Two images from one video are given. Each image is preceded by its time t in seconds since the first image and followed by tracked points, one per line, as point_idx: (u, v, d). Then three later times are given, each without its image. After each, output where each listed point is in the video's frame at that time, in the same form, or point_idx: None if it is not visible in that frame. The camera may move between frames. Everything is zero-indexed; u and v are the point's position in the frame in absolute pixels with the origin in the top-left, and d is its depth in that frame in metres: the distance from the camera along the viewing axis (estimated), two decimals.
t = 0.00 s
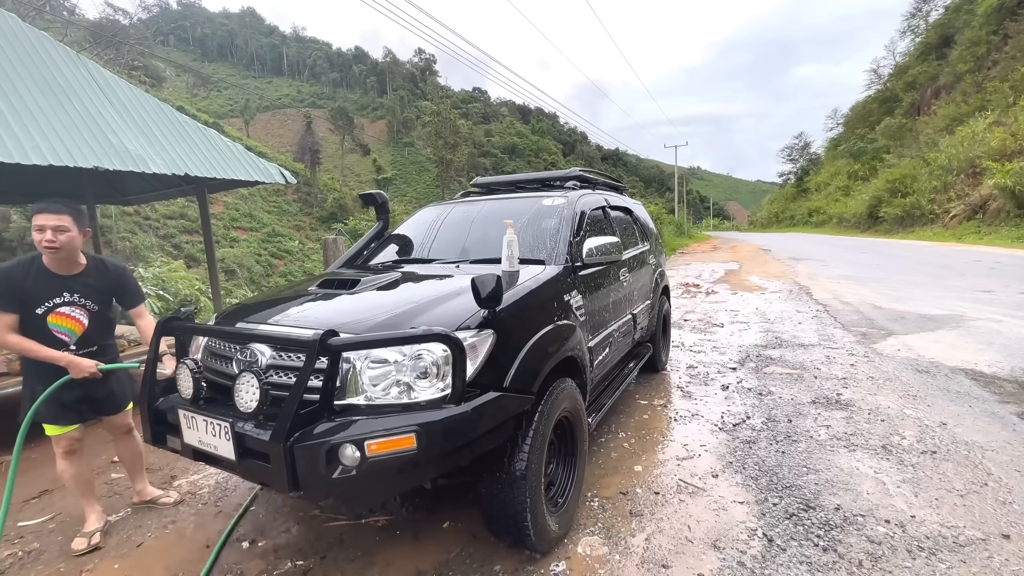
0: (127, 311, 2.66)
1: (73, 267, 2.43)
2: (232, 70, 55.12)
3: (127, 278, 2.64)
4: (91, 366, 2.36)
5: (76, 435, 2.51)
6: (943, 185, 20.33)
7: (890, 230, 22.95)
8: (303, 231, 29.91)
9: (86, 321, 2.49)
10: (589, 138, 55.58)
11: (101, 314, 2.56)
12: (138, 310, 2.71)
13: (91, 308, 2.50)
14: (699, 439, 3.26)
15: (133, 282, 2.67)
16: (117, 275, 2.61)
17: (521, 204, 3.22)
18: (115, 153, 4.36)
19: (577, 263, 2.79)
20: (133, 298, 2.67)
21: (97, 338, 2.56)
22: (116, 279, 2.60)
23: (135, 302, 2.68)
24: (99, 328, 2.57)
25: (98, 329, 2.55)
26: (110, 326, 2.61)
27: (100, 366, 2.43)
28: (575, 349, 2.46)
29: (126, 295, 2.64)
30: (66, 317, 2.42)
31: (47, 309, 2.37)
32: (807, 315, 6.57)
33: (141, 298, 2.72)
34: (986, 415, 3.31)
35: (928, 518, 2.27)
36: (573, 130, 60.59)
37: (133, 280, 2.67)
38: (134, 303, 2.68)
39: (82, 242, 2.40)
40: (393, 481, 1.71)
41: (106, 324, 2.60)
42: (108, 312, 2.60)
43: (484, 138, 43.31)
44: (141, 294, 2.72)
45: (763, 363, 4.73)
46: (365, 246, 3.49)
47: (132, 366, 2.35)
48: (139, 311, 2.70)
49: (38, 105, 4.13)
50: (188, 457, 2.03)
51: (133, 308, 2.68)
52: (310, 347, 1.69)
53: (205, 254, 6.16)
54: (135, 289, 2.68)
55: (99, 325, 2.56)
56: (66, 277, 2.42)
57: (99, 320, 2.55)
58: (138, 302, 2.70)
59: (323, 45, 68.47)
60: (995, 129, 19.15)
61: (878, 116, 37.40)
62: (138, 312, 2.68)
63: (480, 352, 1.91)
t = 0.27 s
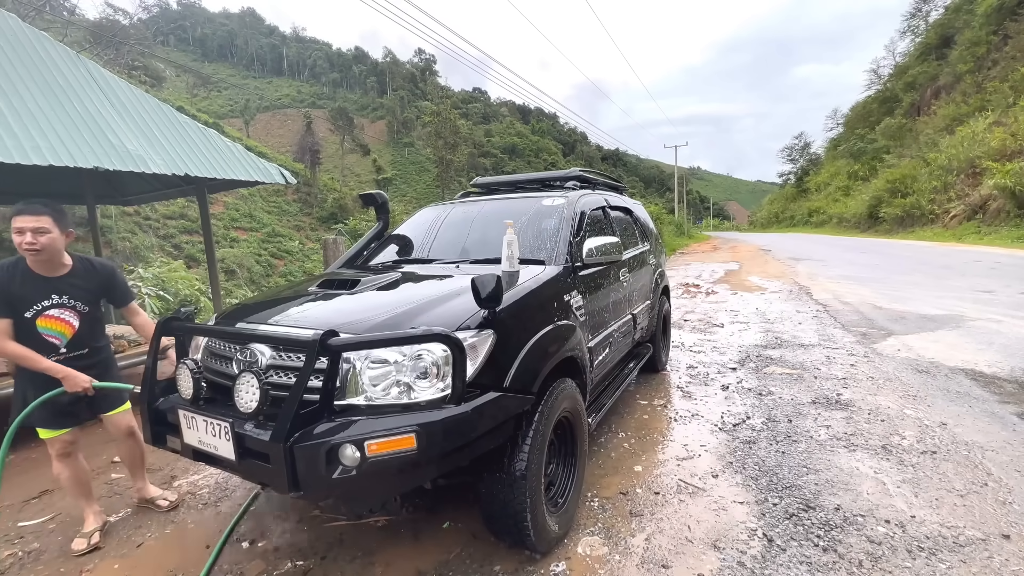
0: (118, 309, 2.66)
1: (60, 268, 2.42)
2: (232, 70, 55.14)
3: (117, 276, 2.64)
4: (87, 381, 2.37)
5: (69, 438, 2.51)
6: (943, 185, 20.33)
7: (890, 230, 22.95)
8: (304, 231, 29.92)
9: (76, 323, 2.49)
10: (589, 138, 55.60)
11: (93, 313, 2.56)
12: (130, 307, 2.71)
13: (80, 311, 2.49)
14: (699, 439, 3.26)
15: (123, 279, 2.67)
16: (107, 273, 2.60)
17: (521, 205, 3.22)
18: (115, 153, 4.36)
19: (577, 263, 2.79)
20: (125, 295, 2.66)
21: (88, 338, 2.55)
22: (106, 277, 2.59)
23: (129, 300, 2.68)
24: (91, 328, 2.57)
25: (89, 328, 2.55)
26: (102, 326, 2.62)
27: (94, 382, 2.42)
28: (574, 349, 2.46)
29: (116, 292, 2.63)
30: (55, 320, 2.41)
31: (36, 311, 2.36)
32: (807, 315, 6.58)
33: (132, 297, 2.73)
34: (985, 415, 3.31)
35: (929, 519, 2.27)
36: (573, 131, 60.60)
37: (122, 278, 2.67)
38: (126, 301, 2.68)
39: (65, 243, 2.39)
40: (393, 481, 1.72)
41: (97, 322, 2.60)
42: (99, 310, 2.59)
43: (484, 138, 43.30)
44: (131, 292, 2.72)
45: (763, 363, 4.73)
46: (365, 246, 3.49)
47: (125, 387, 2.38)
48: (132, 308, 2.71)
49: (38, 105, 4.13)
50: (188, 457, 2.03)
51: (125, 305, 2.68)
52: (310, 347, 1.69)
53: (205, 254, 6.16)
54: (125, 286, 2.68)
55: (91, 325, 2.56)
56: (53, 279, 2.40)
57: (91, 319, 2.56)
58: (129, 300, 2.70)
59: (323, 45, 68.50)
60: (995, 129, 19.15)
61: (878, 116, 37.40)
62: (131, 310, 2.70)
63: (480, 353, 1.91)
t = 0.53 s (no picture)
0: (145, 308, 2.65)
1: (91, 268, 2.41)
2: (232, 70, 55.17)
3: (142, 274, 2.63)
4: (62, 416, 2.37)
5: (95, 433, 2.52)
6: (943, 185, 20.34)
7: (890, 230, 22.95)
8: (303, 231, 29.93)
9: (108, 323, 2.47)
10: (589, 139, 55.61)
11: (126, 311, 2.55)
12: (154, 306, 2.70)
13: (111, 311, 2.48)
14: (699, 439, 3.26)
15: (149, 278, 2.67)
16: (133, 272, 2.60)
17: (521, 205, 3.22)
18: (115, 153, 4.36)
19: (577, 263, 2.79)
20: (149, 293, 2.66)
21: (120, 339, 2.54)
22: (133, 277, 2.58)
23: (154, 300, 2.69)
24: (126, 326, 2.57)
25: (124, 327, 2.55)
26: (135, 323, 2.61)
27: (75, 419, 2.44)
28: (574, 349, 2.46)
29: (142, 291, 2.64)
30: (88, 321, 2.41)
31: (69, 313, 2.36)
32: (807, 316, 6.58)
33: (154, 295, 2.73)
34: (985, 415, 3.31)
35: (929, 519, 2.27)
36: (573, 131, 60.62)
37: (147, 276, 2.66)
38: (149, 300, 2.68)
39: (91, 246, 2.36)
40: (393, 481, 1.71)
41: (131, 321, 2.58)
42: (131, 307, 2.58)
43: (484, 138, 43.27)
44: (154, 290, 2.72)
45: (763, 363, 4.73)
46: (365, 246, 3.50)
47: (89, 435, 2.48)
48: (156, 306, 2.71)
49: (38, 105, 4.13)
50: (188, 457, 2.03)
51: (149, 304, 2.68)
52: (310, 347, 1.69)
53: (206, 254, 6.16)
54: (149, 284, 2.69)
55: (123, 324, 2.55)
56: (82, 281, 2.39)
57: (125, 318, 2.55)
58: (153, 298, 2.70)
59: (323, 45, 68.54)
60: (995, 129, 19.15)
61: (878, 116, 37.40)
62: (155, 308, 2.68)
63: (480, 353, 1.91)
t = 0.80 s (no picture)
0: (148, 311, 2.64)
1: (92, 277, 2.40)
2: (232, 70, 55.16)
3: (142, 275, 2.62)
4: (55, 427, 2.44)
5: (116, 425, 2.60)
6: (943, 185, 20.33)
7: (890, 230, 22.95)
8: (303, 231, 29.92)
9: (115, 328, 2.49)
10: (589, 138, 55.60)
11: (130, 314, 2.56)
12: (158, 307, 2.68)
13: (117, 317, 2.49)
14: (699, 439, 3.26)
15: (148, 278, 2.66)
16: (131, 274, 2.58)
17: (521, 205, 3.22)
18: (115, 153, 4.36)
19: (577, 263, 2.79)
20: (150, 294, 2.64)
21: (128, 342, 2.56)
22: (132, 279, 2.56)
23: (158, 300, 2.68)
24: (132, 327, 2.58)
25: (130, 329, 2.56)
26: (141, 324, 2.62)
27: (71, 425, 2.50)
28: (574, 349, 2.46)
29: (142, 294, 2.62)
30: (97, 329, 2.43)
31: (75, 323, 2.38)
32: (807, 315, 6.58)
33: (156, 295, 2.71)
34: (986, 415, 3.31)
35: (929, 519, 2.27)
36: (573, 131, 60.62)
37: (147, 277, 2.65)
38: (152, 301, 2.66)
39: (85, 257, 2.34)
40: (393, 481, 1.72)
41: (136, 324, 2.59)
42: (135, 310, 2.59)
43: (484, 138, 43.25)
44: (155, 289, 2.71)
45: (763, 363, 4.73)
46: (365, 246, 3.50)
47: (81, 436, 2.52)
48: (159, 306, 2.70)
49: (38, 105, 4.13)
50: (188, 457, 2.03)
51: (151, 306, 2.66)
52: (310, 347, 1.69)
53: (205, 254, 6.16)
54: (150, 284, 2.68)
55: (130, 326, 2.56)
56: (84, 290, 2.39)
57: (131, 321, 2.56)
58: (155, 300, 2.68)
59: (323, 45, 68.54)
60: (995, 129, 19.14)
61: (878, 116, 37.40)
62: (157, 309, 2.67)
63: (480, 352, 1.91)
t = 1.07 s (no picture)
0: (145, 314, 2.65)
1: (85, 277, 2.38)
2: (232, 70, 55.16)
3: (140, 277, 2.60)
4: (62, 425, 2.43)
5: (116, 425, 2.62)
6: (943, 185, 20.33)
7: (890, 230, 22.96)
8: (304, 231, 29.94)
9: (111, 331, 2.49)
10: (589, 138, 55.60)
11: (127, 315, 2.56)
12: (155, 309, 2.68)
13: (113, 320, 2.49)
14: (699, 439, 3.26)
15: (146, 279, 2.64)
16: (129, 276, 2.55)
17: (521, 205, 3.22)
18: (116, 153, 4.36)
19: (577, 263, 2.79)
20: (148, 296, 2.63)
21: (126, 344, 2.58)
22: (129, 281, 2.54)
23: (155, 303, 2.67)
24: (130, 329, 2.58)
25: (127, 331, 2.56)
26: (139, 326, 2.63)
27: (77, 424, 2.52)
28: (574, 349, 2.46)
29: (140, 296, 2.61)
30: (92, 331, 2.43)
31: (70, 325, 2.38)
32: (807, 315, 6.58)
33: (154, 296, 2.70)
34: (985, 415, 3.31)
35: (928, 518, 2.27)
36: (573, 130, 60.62)
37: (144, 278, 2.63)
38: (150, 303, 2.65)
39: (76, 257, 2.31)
40: (393, 481, 1.72)
41: (133, 326, 2.59)
42: (132, 313, 2.58)
43: (484, 138, 43.25)
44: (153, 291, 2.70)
45: (763, 363, 4.73)
46: (365, 247, 3.49)
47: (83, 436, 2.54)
48: (156, 308, 2.69)
49: (39, 105, 4.13)
50: (188, 457, 2.03)
51: (148, 308, 2.65)
52: (310, 347, 1.69)
53: (205, 254, 6.15)
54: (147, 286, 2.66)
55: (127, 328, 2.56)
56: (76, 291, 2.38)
57: (126, 323, 2.55)
58: (153, 302, 2.66)
59: (323, 45, 68.49)
60: (995, 129, 19.14)
61: (878, 116, 37.41)
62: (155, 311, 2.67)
63: (480, 352, 1.91)
